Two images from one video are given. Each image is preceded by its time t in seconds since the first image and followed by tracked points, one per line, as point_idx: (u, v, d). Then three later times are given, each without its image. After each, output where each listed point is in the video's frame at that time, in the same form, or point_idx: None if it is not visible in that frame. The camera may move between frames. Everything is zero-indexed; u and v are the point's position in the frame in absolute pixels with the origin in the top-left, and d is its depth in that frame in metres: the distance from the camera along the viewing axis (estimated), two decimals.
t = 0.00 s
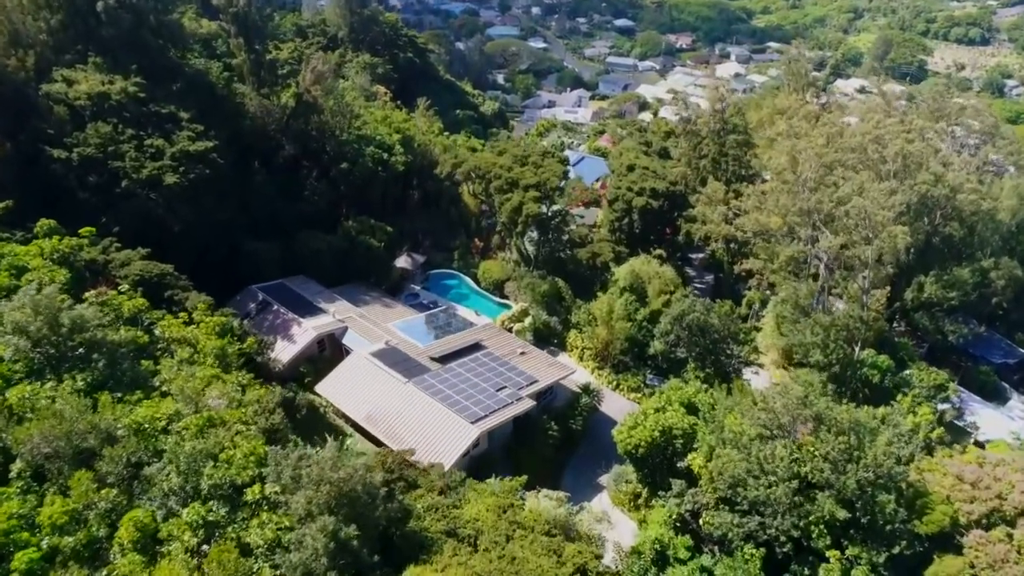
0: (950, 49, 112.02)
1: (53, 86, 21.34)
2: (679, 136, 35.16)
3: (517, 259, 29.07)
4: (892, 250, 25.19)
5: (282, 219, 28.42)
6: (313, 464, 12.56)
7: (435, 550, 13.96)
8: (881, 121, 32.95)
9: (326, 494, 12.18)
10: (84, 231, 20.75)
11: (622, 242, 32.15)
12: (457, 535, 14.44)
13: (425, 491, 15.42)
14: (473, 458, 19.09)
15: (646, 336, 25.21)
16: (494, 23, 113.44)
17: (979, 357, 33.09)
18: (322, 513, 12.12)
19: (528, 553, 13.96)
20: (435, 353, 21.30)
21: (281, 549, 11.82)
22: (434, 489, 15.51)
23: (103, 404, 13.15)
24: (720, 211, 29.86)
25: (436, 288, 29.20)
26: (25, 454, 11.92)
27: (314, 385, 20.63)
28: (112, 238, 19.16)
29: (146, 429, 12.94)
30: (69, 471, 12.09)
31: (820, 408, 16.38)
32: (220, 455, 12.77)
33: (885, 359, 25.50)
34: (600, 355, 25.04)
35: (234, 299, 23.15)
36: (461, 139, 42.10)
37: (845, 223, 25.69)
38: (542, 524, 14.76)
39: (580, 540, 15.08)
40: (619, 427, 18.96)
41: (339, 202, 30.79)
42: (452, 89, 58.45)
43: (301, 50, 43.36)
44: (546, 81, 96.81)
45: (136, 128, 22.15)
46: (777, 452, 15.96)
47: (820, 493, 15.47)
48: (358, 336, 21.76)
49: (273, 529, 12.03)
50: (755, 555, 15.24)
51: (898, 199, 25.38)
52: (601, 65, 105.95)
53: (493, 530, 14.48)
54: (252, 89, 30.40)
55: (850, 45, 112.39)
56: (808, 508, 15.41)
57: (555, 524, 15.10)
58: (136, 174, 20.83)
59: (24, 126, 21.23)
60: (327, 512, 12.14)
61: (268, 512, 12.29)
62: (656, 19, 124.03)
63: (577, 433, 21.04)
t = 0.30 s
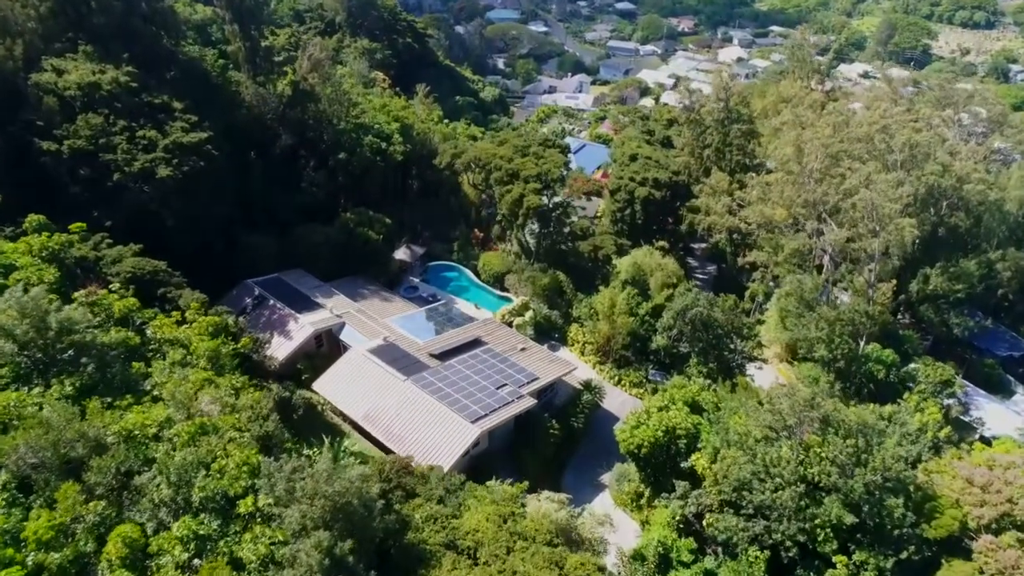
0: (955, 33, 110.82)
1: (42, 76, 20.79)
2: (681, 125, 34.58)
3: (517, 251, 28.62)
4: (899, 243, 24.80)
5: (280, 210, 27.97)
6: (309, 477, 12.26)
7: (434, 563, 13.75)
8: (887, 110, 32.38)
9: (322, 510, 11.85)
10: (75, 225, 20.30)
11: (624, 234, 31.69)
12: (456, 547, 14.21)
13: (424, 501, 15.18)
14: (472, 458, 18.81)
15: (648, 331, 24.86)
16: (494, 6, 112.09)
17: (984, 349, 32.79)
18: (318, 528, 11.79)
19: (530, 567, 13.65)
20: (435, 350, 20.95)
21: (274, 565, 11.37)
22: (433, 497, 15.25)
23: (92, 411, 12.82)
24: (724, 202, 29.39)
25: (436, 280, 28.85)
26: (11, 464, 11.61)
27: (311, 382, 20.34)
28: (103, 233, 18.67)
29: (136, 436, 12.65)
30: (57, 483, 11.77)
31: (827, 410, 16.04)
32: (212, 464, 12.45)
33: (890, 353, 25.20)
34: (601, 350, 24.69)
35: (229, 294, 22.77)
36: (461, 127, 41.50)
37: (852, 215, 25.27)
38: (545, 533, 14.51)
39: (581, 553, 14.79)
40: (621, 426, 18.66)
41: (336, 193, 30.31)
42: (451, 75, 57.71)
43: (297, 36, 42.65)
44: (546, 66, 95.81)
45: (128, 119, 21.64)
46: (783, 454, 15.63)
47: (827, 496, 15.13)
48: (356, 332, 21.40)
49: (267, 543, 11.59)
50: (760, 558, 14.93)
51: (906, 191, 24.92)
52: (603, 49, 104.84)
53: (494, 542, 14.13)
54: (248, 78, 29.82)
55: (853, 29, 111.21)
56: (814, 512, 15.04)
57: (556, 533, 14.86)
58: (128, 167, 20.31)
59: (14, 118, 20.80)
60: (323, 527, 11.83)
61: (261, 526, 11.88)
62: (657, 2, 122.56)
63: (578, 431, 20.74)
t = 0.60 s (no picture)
0: (957, 31, 110.34)
1: (34, 80, 20.38)
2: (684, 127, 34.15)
3: (518, 256, 28.19)
4: (906, 249, 24.40)
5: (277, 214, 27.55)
6: (302, 506, 11.95)
7: None
8: (893, 112, 31.94)
9: (315, 541, 11.63)
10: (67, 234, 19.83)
11: (626, 238, 31.28)
12: (455, 573, 13.88)
13: (422, 526, 14.84)
14: (471, 470, 18.45)
15: (651, 339, 24.46)
16: (494, 4, 111.50)
17: (990, 355, 32.40)
18: (310, 563, 11.47)
19: None
20: (434, 360, 20.55)
21: None
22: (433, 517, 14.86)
23: (80, 432, 12.42)
24: (728, 207, 28.95)
25: (435, 286, 28.46)
26: None
27: (307, 394, 19.95)
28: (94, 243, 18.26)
29: (124, 458, 12.27)
30: (41, 510, 11.42)
31: (836, 426, 15.64)
32: (203, 489, 12.03)
33: (897, 360, 24.81)
34: (604, 357, 24.29)
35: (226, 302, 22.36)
36: (461, 128, 41.05)
37: (859, 220, 24.86)
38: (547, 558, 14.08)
39: None
40: (624, 439, 18.31)
41: (335, 196, 29.90)
42: (451, 74, 57.23)
43: (295, 37, 42.20)
44: (547, 64, 95.27)
45: (122, 124, 21.20)
46: (792, 471, 15.19)
47: (836, 515, 14.71)
48: (354, 341, 21.00)
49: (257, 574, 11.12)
50: None
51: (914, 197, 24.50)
52: (603, 48, 104.27)
53: (494, 570, 13.72)
54: (245, 79, 29.39)
55: (856, 27, 110.65)
56: (823, 531, 14.62)
57: (558, 556, 14.46)
58: (121, 173, 19.86)
59: (6, 122, 20.42)
60: (316, 561, 11.57)
61: (253, 557, 11.49)
62: (658, 0, 121.96)
63: (579, 443, 20.36)
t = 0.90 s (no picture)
0: (959, 32, 109.92)
1: (25, 87, 20.05)
2: (686, 132, 33.79)
3: (519, 263, 27.73)
4: (913, 257, 24.03)
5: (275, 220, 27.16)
6: (294, 540, 11.73)
7: None
8: (898, 117, 31.56)
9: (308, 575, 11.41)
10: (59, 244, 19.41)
11: (628, 244, 30.89)
12: None
13: (420, 555, 14.49)
14: (471, 485, 18.10)
15: (654, 349, 24.05)
16: (495, 5, 111.14)
17: (996, 363, 31.98)
18: None
19: None
20: (433, 373, 20.15)
21: None
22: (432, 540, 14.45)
23: (66, 459, 12.03)
24: (732, 214, 28.54)
25: (435, 293, 28.10)
26: None
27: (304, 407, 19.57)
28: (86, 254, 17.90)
29: (112, 485, 11.90)
30: (24, 541, 10.99)
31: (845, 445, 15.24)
32: (193, 518, 11.74)
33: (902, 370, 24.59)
34: (606, 368, 23.89)
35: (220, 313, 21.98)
36: (461, 133, 40.68)
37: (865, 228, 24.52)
38: None
39: None
40: (627, 455, 17.96)
41: (334, 202, 29.47)
42: (451, 76, 56.88)
43: (294, 40, 41.86)
44: (547, 66, 94.87)
45: (115, 132, 20.85)
46: (799, 491, 14.80)
47: (846, 537, 14.29)
48: (352, 353, 20.64)
49: None
50: None
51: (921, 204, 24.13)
52: (604, 49, 103.87)
53: None
54: (242, 84, 29.05)
55: (857, 28, 110.20)
56: (833, 553, 14.13)
57: None
58: (113, 182, 19.50)
59: None
60: None
61: None
62: (659, 1, 121.57)
63: (581, 457, 19.97)
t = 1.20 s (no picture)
0: (961, 33, 109.49)
1: (16, 94, 19.69)
2: (689, 137, 33.41)
3: (519, 271, 27.15)
4: (920, 266, 23.65)
5: (272, 229, 26.78)
6: None
7: None
8: (903, 123, 31.17)
9: None
10: (49, 256, 18.84)
11: (630, 251, 30.51)
12: None
13: None
14: (472, 502, 17.70)
15: (657, 359, 23.55)
16: (495, 5, 110.73)
17: (1002, 371, 31.56)
18: None
19: None
20: (432, 386, 19.76)
21: None
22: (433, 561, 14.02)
23: (49, 487, 11.56)
24: (736, 221, 28.11)
25: (435, 302, 27.72)
26: None
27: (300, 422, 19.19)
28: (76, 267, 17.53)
29: (99, 513, 11.52)
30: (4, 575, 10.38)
31: (856, 464, 14.75)
32: (181, 549, 11.39)
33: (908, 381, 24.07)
34: (608, 379, 23.47)
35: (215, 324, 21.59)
36: (460, 137, 40.28)
37: (871, 236, 24.16)
38: None
39: None
40: (631, 471, 17.59)
41: (332, 208, 29.05)
42: (451, 79, 56.51)
43: (292, 42, 41.51)
44: (548, 66, 94.39)
45: (108, 140, 20.50)
46: (807, 513, 14.40)
47: (856, 561, 13.88)
48: (349, 365, 20.25)
49: None
50: None
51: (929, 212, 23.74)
52: (604, 49, 103.40)
53: None
54: (239, 89, 28.67)
55: (859, 29, 109.73)
56: None
57: None
58: (105, 192, 19.12)
59: None
60: None
61: None
62: (659, 1, 121.11)
63: (584, 471, 19.57)
